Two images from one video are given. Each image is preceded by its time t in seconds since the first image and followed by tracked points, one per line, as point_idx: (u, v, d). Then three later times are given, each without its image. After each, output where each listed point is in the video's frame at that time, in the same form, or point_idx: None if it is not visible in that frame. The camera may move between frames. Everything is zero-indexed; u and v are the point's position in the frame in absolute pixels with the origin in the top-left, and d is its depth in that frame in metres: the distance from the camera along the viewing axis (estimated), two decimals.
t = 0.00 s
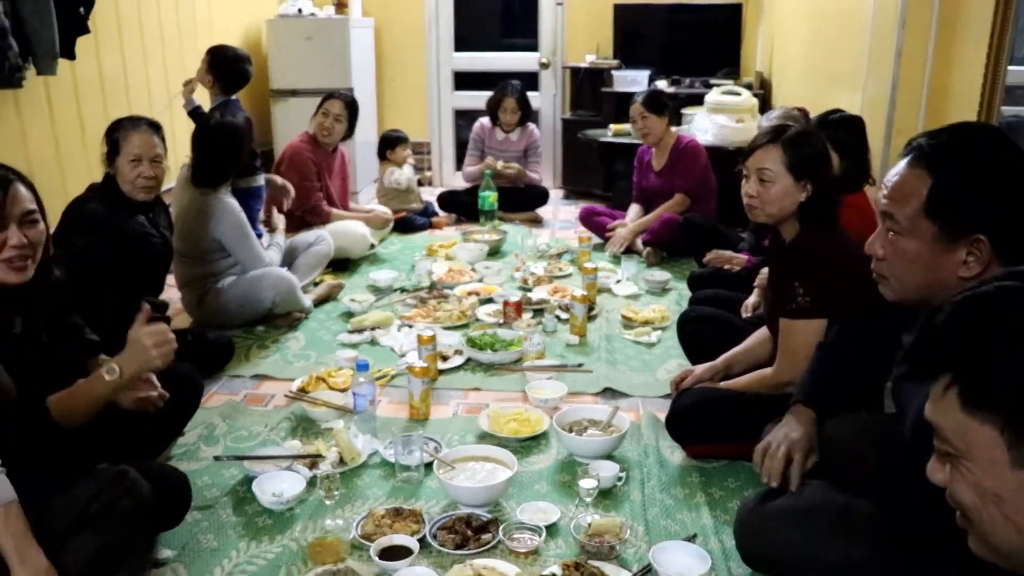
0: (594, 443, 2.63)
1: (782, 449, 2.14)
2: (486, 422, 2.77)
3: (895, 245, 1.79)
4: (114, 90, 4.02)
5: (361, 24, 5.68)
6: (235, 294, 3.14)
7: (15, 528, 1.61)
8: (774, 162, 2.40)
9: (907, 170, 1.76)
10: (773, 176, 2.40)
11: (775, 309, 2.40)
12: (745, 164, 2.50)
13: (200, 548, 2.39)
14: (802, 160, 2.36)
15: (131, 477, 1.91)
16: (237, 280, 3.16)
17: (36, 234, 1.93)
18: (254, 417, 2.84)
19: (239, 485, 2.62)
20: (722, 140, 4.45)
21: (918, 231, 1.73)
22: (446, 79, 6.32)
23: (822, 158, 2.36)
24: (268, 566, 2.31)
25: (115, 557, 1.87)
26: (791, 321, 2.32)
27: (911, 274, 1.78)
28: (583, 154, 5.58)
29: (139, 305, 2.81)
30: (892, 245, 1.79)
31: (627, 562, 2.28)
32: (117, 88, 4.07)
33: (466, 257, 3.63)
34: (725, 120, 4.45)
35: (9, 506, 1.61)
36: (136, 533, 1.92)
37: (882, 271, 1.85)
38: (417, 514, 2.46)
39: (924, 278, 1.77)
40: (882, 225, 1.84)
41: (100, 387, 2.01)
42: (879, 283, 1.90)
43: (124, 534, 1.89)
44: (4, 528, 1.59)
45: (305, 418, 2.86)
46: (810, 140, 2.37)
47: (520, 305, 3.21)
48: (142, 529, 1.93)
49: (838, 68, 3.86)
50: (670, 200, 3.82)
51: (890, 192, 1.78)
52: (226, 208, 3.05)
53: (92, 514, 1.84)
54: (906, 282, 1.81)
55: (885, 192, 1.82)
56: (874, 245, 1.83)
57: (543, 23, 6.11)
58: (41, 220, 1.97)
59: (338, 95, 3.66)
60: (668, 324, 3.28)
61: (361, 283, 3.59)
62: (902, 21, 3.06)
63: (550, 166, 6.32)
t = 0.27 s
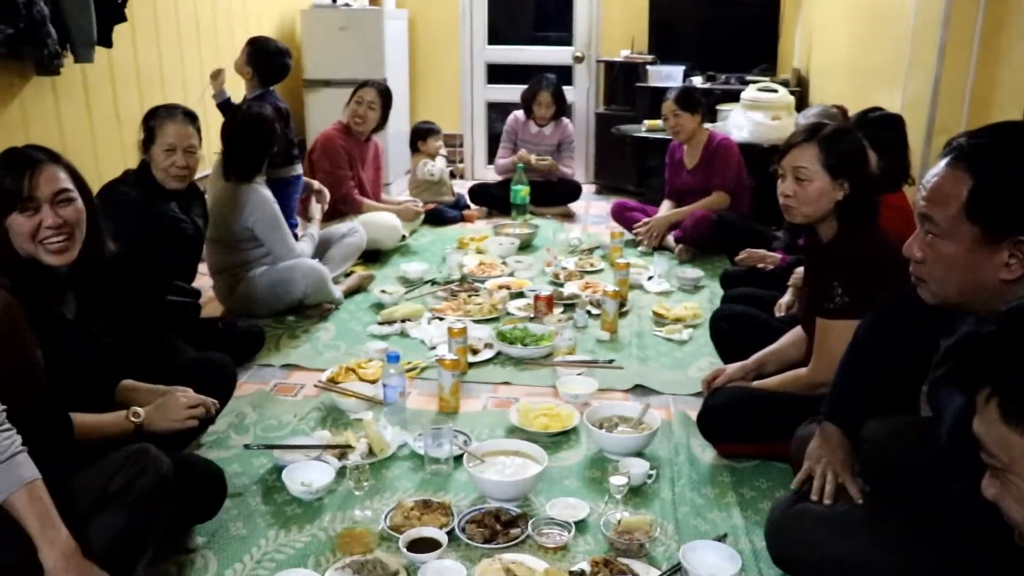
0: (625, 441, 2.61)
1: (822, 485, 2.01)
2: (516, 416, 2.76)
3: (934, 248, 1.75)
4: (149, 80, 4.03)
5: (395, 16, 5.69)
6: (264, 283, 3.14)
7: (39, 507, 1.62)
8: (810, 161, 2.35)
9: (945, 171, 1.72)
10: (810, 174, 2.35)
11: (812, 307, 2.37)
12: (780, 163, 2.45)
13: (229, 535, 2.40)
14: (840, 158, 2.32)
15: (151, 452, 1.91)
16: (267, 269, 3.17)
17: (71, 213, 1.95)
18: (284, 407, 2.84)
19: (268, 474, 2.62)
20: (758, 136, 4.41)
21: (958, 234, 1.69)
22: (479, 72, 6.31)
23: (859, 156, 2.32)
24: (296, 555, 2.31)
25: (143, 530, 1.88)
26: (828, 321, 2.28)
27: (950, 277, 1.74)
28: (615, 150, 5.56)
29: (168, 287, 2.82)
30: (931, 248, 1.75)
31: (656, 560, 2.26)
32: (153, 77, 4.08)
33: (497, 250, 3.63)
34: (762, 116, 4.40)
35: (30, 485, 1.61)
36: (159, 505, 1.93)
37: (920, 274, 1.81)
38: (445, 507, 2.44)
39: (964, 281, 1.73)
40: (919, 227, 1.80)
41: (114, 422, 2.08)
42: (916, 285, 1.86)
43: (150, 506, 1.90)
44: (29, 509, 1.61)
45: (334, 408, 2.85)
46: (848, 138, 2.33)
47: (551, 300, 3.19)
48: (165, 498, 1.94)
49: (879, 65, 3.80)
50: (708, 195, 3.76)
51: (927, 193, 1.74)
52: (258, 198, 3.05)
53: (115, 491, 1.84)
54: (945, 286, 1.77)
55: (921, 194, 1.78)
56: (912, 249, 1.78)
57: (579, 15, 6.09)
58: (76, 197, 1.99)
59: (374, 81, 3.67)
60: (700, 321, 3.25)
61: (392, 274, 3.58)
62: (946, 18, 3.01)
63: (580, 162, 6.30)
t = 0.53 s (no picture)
0: (670, 436, 2.59)
1: (864, 489, 1.98)
2: (560, 410, 2.75)
3: (988, 248, 1.71)
4: (197, 70, 4.07)
5: (439, 7, 5.69)
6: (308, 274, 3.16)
7: (85, 493, 1.71)
8: (862, 156, 2.30)
9: (998, 169, 1.68)
10: (863, 170, 2.30)
11: (862, 305, 2.34)
12: (829, 159, 2.39)
13: (274, 522, 2.41)
14: (892, 153, 2.27)
15: (185, 429, 1.97)
16: (311, 259, 3.19)
17: (120, 200, 1.96)
18: (328, 396, 2.85)
19: (312, 463, 2.64)
20: (805, 131, 4.37)
21: (1013, 234, 1.65)
22: (523, 63, 6.31)
23: (909, 151, 2.27)
24: (340, 543, 2.32)
25: (179, 506, 1.96)
26: (878, 319, 2.24)
27: (1005, 277, 1.70)
28: (660, 143, 5.54)
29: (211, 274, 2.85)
30: (986, 248, 1.71)
31: (701, 556, 2.23)
32: (201, 68, 4.12)
33: (540, 243, 3.64)
34: (808, 111, 4.36)
35: (78, 472, 1.72)
36: (194, 481, 1.98)
37: (975, 274, 1.77)
38: (489, 499, 2.44)
39: (1021, 278, 1.69)
40: (972, 227, 1.76)
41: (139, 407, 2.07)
42: (971, 285, 1.82)
43: (182, 480, 1.96)
44: (77, 494, 1.71)
45: (378, 399, 2.86)
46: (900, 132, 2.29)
47: (595, 294, 3.19)
48: (202, 474, 2.00)
49: (933, 59, 3.73)
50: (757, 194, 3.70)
51: (979, 193, 1.70)
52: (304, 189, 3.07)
53: (149, 468, 1.92)
54: (1001, 285, 1.73)
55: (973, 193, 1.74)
56: (965, 249, 1.75)
57: (623, 8, 6.06)
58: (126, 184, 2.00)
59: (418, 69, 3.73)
60: (745, 317, 3.22)
61: (435, 266, 3.58)
62: (1004, 11, 2.94)
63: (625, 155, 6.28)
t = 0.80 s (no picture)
0: (751, 437, 2.56)
1: (954, 499, 1.87)
2: (640, 407, 2.75)
3: None
4: (285, 65, 4.36)
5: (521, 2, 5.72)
6: (388, 266, 3.23)
7: (173, 469, 1.76)
8: (965, 154, 2.24)
9: None
10: (965, 169, 2.24)
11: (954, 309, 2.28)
12: (925, 159, 2.34)
13: (356, 509, 2.45)
14: (994, 152, 2.23)
15: (263, 409, 2.08)
16: (391, 252, 3.26)
17: (197, 192, 2.01)
18: (409, 387, 2.89)
19: (394, 452, 2.67)
20: (894, 129, 4.29)
21: None
22: (604, 57, 6.30)
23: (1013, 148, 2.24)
24: (420, 533, 2.34)
25: (258, 483, 2.05)
26: (972, 322, 2.16)
27: None
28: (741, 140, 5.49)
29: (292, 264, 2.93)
30: None
31: (782, 560, 2.20)
32: (288, 64, 4.42)
33: (620, 240, 3.66)
34: (897, 108, 4.29)
35: (167, 450, 1.79)
36: (271, 459, 2.07)
37: None
38: (568, 494, 2.44)
39: None
40: None
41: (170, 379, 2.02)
42: None
43: (262, 458, 2.05)
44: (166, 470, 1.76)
45: (458, 391, 2.89)
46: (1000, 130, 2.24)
47: (675, 291, 3.19)
48: (278, 454, 2.08)
49: None
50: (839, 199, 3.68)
51: None
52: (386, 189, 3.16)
53: (229, 447, 2.04)
54: None
55: None
56: None
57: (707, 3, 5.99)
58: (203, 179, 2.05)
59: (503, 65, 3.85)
60: (829, 318, 3.17)
61: (514, 259, 3.65)
62: None
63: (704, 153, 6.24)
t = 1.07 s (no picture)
0: (827, 441, 2.51)
1: None
2: (712, 408, 2.73)
3: None
4: (355, 64, 4.51)
5: None
6: (458, 263, 3.37)
7: (260, 462, 1.76)
8: None
9: None
10: None
11: None
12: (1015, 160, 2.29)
13: (428, 504, 2.47)
14: None
15: (343, 404, 2.13)
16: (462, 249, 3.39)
17: (251, 189, 1.99)
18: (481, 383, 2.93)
19: (466, 448, 2.69)
20: (976, 128, 4.21)
21: None
22: (675, 56, 6.31)
23: None
24: (492, 528, 2.35)
25: (339, 476, 2.09)
26: None
27: None
28: (814, 139, 5.44)
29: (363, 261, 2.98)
30: None
31: (858, 567, 2.16)
32: (361, 57, 4.58)
33: (691, 239, 3.70)
34: (979, 106, 4.20)
35: (254, 442, 1.78)
36: (352, 452, 2.12)
37: None
38: (640, 493, 2.43)
39: None
40: None
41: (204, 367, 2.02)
42: None
43: (344, 453, 2.09)
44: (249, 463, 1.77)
45: (529, 388, 2.92)
46: None
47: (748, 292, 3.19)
48: (358, 448, 2.13)
49: None
50: (916, 200, 3.63)
51: None
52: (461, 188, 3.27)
53: (311, 439, 2.07)
54: None
55: None
56: None
57: None
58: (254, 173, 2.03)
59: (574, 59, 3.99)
60: (905, 321, 3.12)
61: (586, 257, 3.76)
62: None
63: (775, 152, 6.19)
